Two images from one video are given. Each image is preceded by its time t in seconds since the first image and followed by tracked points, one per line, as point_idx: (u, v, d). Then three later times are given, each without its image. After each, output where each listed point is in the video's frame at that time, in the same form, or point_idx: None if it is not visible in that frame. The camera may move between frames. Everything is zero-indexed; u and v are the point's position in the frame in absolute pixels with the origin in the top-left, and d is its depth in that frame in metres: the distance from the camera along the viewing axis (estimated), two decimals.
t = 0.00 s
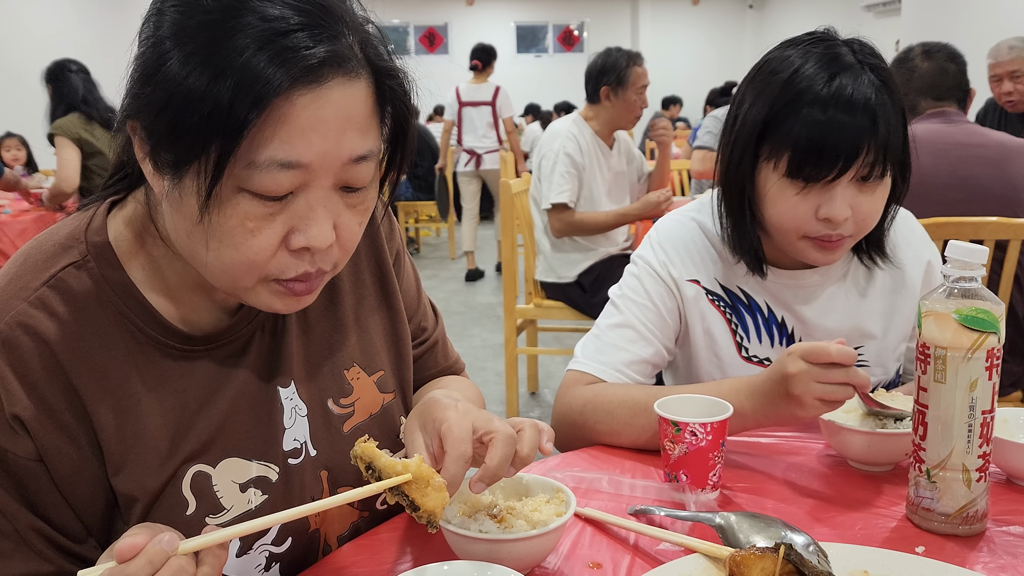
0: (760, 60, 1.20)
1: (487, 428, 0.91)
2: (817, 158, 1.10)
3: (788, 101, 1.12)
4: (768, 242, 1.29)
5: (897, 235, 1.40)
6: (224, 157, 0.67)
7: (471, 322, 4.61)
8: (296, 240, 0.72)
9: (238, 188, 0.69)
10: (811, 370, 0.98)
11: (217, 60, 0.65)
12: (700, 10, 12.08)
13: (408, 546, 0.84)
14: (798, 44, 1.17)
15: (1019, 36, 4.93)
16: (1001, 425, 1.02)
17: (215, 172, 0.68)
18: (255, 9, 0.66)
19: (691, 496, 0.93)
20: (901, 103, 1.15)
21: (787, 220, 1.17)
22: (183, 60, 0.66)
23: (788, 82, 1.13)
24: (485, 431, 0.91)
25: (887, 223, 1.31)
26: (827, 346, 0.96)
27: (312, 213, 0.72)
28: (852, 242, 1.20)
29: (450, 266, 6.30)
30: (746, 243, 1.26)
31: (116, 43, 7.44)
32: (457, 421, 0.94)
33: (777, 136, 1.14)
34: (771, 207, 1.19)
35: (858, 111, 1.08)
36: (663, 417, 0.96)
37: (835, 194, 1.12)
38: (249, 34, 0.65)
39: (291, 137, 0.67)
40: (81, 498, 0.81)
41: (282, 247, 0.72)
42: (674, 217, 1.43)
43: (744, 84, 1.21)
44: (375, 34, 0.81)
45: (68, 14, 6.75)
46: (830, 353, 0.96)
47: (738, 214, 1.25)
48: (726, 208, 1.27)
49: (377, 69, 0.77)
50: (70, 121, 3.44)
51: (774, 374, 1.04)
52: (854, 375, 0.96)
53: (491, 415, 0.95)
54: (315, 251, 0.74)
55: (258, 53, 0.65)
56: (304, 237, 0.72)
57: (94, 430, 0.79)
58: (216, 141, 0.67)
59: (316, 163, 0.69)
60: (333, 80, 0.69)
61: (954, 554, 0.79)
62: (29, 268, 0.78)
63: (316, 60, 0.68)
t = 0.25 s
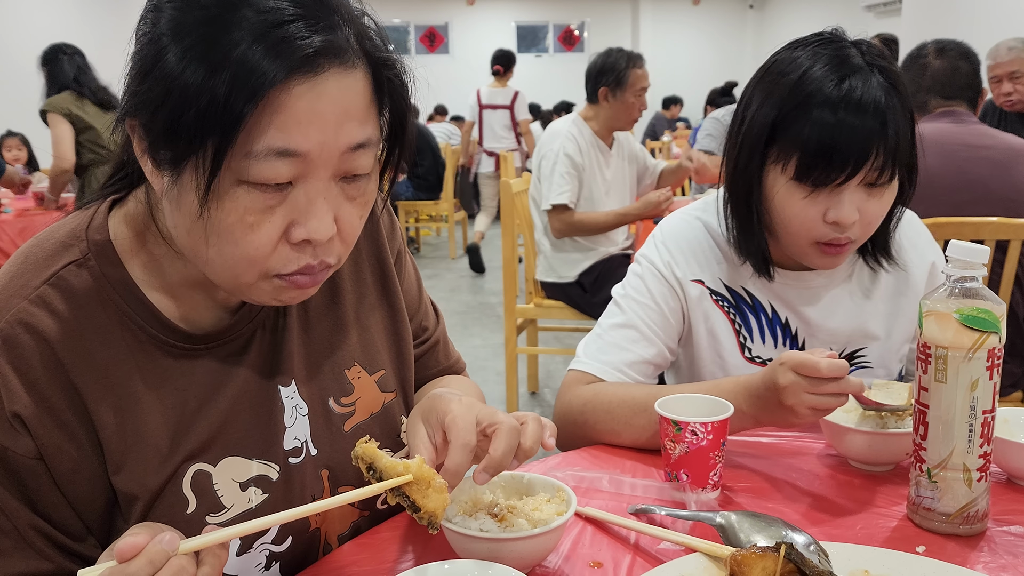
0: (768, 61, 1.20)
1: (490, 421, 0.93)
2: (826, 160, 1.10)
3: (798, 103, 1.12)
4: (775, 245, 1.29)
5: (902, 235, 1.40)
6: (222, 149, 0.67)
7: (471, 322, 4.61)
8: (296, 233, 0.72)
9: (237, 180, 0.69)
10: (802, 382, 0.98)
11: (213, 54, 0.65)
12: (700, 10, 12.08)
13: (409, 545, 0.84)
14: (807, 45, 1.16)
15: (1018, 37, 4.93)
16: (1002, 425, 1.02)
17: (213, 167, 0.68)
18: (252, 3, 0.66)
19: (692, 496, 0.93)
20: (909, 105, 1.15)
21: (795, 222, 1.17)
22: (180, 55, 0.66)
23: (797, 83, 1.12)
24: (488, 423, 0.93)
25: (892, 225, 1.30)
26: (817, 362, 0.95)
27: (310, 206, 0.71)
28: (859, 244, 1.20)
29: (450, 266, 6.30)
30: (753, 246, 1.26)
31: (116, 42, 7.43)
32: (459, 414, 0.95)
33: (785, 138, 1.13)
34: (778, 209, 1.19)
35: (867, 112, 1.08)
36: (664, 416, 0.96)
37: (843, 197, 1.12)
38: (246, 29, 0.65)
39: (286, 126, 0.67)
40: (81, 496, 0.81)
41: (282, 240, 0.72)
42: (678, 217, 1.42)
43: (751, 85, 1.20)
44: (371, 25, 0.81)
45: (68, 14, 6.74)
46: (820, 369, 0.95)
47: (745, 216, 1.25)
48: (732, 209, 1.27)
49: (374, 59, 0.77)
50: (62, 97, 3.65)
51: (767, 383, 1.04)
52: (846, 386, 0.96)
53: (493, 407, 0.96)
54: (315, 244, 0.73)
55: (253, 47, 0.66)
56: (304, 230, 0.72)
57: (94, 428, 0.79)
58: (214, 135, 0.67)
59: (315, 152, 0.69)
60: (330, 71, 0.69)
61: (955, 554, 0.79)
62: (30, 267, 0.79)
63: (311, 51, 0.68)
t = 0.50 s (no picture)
0: (774, 63, 1.20)
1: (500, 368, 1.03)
2: (828, 165, 1.10)
3: (801, 107, 1.12)
4: (777, 249, 1.29)
5: (909, 241, 1.40)
6: (228, 139, 0.67)
7: (470, 322, 4.61)
8: (303, 224, 0.71)
9: (243, 170, 0.69)
10: (784, 366, 1.00)
11: (216, 46, 0.65)
12: (700, 10, 12.09)
13: (409, 544, 0.84)
14: (814, 48, 1.16)
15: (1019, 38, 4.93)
16: (1003, 425, 1.02)
17: (219, 157, 0.68)
18: None
19: (692, 496, 0.93)
20: (915, 111, 1.15)
21: (797, 228, 1.17)
22: (184, 48, 0.66)
23: (801, 87, 1.12)
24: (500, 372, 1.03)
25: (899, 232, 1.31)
26: (797, 344, 0.97)
27: (318, 198, 0.71)
28: (863, 250, 1.20)
29: (450, 266, 6.30)
30: (755, 249, 1.27)
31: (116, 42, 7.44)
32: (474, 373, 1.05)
33: (789, 140, 1.13)
34: (781, 215, 1.19)
35: (871, 116, 1.08)
36: (665, 416, 0.96)
37: (846, 204, 1.12)
38: (249, 20, 0.65)
39: (294, 116, 0.67)
40: (82, 494, 0.81)
41: (289, 231, 0.72)
42: (684, 216, 1.42)
43: (757, 87, 1.20)
44: (372, 17, 0.81)
45: (68, 13, 6.74)
46: (801, 351, 0.97)
47: (749, 220, 1.25)
48: (737, 212, 1.27)
49: (376, 50, 0.77)
50: (57, 84, 3.81)
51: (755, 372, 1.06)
52: (829, 367, 0.98)
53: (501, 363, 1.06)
54: (322, 236, 0.74)
55: (253, 39, 0.65)
56: (311, 221, 0.71)
57: (96, 425, 0.79)
58: (219, 127, 0.67)
59: (320, 141, 0.69)
60: (334, 60, 0.69)
61: (954, 554, 0.79)
62: (32, 264, 0.79)
63: (309, 41, 0.67)
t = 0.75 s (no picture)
0: (783, 71, 1.19)
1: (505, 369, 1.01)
2: (829, 179, 1.09)
3: (806, 118, 1.11)
4: (780, 259, 1.29)
5: (919, 255, 1.39)
6: (226, 126, 0.68)
7: (470, 322, 4.61)
8: (302, 212, 0.71)
9: (242, 158, 0.69)
10: (776, 351, 1.00)
11: (214, 34, 0.66)
12: (700, 10, 12.09)
13: (409, 544, 0.84)
14: (823, 57, 1.15)
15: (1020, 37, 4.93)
16: (1002, 425, 1.02)
17: (218, 141, 0.69)
18: None
19: (692, 496, 0.93)
20: (923, 124, 1.13)
21: (798, 241, 1.17)
22: (183, 36, 0.66)
23: (807, 97, 1.11)
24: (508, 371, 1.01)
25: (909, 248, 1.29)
26: (787, 325, 0.99)
27: (319, 185, 0.71)
28: (867, 265, 1.19)
29: (450, 266, 6.30)
30: (758, 263, 1.27)
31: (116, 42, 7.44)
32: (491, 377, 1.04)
33: (791, 152, 1.13)
34: (782, 227, 1.19)
35: (875, 128, 1.07)
36: (665, 416, 0.96)
37: (848, 219, 1.11)
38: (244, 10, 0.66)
39: (287, 102, 0.67)
40: (86, 489, 0.81)
41: (288, 220, 0.72)
42: (690, 219, 1.42)
43: (764, 95, 1.20)
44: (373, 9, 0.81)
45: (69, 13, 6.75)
46: (791, 332, 0.98)
47: (751, 231, 1.25)
48: (740, 223, 1.27)
49: (376, 41, 0.77)
50: (63, 82, 3.92)
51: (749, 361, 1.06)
52: (820, 348, 0.99)
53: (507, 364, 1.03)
54: (323, 224, 0.73)
55: (246, 27, 0.66)
56: (311, 209, 0.72)
57: (102, 420, 0.79)
58: (217, 113, 0.67)
59: (318, 128, 0.69)
60: (331, 46, 0.69)
61: (955, 554, 0.79)
62: (39, 260, 0.79)
63: (300, 30, 0.67)
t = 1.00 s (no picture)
0: (797, 82, 1.15)
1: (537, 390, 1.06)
2: (836, 196, 1.05)
3: (815, 131, 1.07)
4: (789, 275, 1.26)
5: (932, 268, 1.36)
6: (205, 82, 0.70)
7: (471, 322, 4.61)
8: (285, 181, 0.72)
9: (224, 123, 0.71)
10: (766, 336, 1.00)
11: None
12: (700, 10, 12.09)
13: (409, 545, 0.84)
14: (837, 69, 1.11)
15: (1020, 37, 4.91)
16: (1002, 426, 1.02)
17: (199, 98, 0.71)
18: None
19: (692, 496, 0.93)
20: (938, 141, 1.08)
21: (806, 258, 1.14)
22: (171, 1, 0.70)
23: (817, 109, 1.08)
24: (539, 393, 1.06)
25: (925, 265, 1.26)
26: (772, 307, 0.98)
27: (295, 150, 0.72)
28: (878, 284, 1.15)
29: (451, 267, 6.31)
30: (767, 280, 1.25)
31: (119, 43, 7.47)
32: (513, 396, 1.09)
33: (799, 166, 1.09)
34: (790, 243, 1.15)
35: (885, 143, 1.02)
36: (664, 417, 0.96)
37: (856, 237, 1.07)
38: None
39: (259, 59, 0.69)
40: (109, 478, 0.81)
41: (274, 190, 0.72)
42: (701, 223, 1.41)
43: (776, 106, 1.16)
44: None
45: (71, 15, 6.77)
46: (777, 314, 0.98)
47: (759, 242, 1.22)
48: (750, 238, 1.24)
49: (367, 15, 0.78)
50: (70, 83, 3.95)
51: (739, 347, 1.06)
52: (808, 327, 0.98)
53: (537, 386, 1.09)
54: (307, 194, 0.73)
55: None
56: (293, 177, 0.72)
57: (127, 410, 0.79)
58: (196, 68, 0.70)
59: (296, 86, 0.70)
60: (307, 12, 0.71)
61: (954, 554, 0.79)
62: (65, 251, 0.79)
63: None
